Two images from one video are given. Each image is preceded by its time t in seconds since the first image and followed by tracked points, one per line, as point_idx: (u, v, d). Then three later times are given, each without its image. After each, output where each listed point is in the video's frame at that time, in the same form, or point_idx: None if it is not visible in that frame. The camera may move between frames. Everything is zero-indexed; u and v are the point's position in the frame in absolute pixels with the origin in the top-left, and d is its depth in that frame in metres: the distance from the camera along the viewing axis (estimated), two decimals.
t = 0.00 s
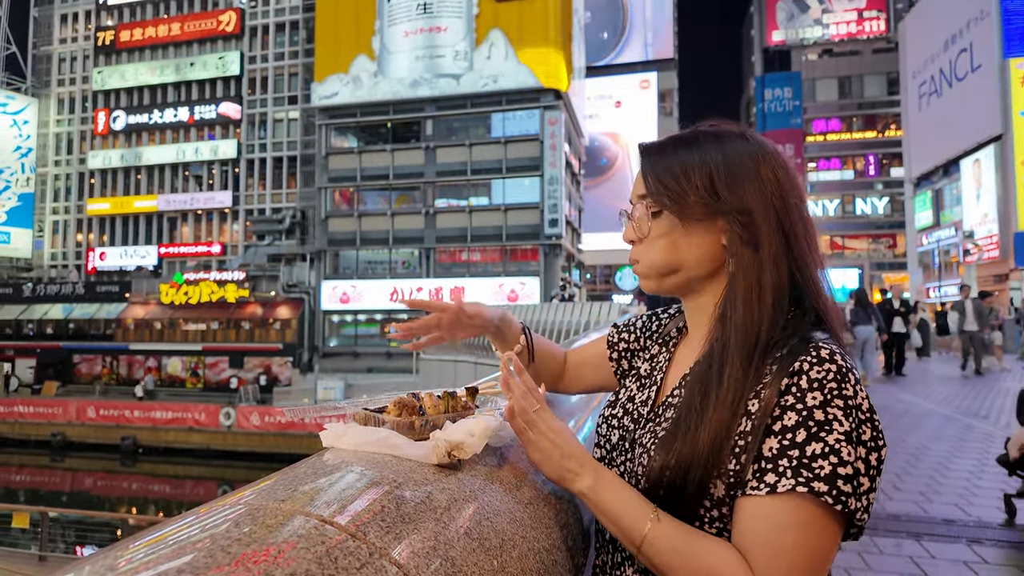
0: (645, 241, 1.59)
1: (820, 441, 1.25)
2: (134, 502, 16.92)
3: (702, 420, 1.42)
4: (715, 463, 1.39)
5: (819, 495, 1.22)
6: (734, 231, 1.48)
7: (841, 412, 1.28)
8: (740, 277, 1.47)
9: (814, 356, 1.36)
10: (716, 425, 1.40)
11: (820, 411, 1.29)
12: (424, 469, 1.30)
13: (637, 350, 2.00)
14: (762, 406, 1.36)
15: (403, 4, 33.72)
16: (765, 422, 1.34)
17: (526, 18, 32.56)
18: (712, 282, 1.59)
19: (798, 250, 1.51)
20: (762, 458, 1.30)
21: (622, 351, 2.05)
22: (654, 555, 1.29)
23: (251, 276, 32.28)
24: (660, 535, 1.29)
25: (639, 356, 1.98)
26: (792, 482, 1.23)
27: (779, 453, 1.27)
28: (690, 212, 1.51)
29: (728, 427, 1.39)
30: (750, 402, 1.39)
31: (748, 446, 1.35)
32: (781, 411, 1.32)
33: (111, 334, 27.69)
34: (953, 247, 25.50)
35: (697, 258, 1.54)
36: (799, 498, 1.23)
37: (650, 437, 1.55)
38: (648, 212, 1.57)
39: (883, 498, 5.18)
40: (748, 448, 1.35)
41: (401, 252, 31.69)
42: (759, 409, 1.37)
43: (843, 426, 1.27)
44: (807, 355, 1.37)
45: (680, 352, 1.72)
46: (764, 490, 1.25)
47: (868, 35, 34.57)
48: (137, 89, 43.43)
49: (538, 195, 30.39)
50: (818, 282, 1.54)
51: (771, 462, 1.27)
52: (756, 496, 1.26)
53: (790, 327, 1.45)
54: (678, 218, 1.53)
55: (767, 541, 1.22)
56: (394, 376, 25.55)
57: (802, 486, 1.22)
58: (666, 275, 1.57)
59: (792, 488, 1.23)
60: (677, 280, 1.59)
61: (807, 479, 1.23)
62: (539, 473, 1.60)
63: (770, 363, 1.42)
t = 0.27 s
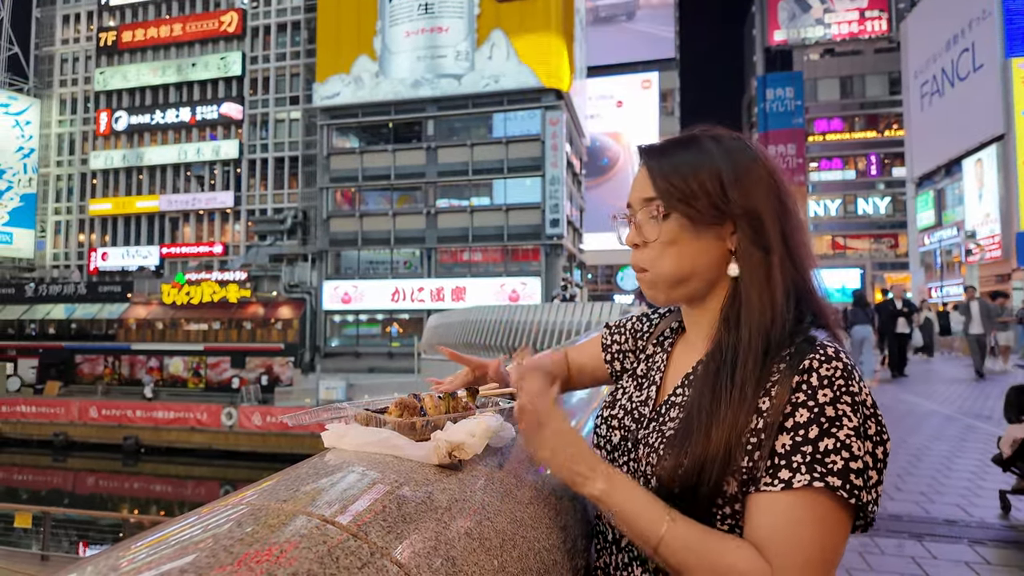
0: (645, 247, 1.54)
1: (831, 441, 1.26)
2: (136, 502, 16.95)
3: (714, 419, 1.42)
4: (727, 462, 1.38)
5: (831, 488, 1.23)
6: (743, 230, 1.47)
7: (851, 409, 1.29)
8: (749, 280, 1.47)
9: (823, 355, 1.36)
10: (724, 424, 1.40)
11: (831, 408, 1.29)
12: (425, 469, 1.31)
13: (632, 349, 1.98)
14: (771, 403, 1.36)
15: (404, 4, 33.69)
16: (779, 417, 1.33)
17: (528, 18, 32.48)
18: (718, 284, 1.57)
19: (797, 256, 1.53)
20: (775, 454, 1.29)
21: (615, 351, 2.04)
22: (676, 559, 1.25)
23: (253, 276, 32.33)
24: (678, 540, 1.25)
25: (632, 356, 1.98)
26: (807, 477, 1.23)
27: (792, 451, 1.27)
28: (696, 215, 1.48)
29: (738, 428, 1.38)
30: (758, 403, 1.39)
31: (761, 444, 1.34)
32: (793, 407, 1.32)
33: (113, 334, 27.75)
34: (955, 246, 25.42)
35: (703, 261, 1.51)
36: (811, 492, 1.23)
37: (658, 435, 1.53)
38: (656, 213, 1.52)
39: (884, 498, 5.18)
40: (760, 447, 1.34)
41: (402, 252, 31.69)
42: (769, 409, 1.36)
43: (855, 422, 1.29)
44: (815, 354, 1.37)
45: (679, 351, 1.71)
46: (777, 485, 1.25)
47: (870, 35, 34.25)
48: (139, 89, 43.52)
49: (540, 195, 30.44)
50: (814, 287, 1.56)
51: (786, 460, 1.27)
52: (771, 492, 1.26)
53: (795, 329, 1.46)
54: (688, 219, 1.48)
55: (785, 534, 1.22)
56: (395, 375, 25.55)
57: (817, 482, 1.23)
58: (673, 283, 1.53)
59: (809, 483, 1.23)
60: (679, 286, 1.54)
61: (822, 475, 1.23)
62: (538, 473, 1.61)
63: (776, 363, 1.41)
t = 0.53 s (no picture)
0: (638, 249, 1.53)
1: (834, 423, 1.27)
2: (137, 501, 16.96)
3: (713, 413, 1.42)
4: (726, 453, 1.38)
5: (835, 472, 1.23)
6: (728, 235, 1.45)
7: (850, 395, 1.31)
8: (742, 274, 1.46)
9: (817, 349, 1.38)
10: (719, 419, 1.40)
11: (831, 394, 1.30)
12: (425, 470, 1.31)
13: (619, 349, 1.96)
14: (776, 391, 1.36)
15: (405, 3, 33.63)
16: (778, 405, 1.33)
17: (529, 19, 32.43)
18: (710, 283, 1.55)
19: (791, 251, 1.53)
20: (775, 439, 1.29)
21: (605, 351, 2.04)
22: (708, 521, 1.16)
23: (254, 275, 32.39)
24: (713, 498, 1.15)
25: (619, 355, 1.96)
26: (810, 460, 1.24)
27: (794, 435, 1.27)
28: (688, 218, 1.48)
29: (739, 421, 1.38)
30: (753, 396, 1.39)
31: (765, 433, 1.32)
32: (795, 394, 1.32)
33: (114, 334, 27.78)
34: (956, 246, 25.36)
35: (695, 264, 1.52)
36: (818, 472, 1.24)
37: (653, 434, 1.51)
38: (647, 218, 1.52)
39: (885, 498, 5.18)
40: (764, 436, 1.32)
41: (403, 252, 31.68)
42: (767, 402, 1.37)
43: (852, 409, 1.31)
44: (811, 350, 1.38)
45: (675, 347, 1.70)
46: (788, 465, 1.25)
47: (872, 34, 34.06)
48: (141, 89, 43.56)
49: (541, 195, 30.44)
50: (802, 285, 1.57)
51: (789, 442, 1.27)
52: (775, 473, 1.26)
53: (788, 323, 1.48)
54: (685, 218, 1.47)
55: (802, 508, 1.21)
56: (396, 375, 25.58)
57: (823, 464, 1.23)
58: (660, 279, 1.54)
59: (811, 464, 1.24)
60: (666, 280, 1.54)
61: (824, 456, 1.24)
62: (541, 471, 1.60)
63: (772, 357, 1.43)
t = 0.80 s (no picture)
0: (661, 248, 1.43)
1: (857, 431, 1.25)
2: (140, 500, 17.00)
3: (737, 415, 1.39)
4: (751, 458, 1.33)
5: (856, 475, 1.23)
6: (756, 240, 1.46)
7: (867, 398, 1.32)
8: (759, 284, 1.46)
9: (839, 360, 1.37)
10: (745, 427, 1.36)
11: (850, 398, 1.31)
12: (427, 474, 1.31)
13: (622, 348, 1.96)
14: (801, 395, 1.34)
15: (406, 3, 33.60)
16: (800, 409, 1.32)
17: (530, 17, 32.35)
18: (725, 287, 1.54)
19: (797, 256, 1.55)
20: (796, 439, 1.28)
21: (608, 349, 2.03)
22: (727, 518, 1.13)
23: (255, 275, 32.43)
24: (735, 492, 1.12)
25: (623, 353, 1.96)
26: (833, 462, 1.23)
27: (815, 437, 1.26)
28: (711, 218, 1.43)
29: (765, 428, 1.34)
30: (777, 402, 1.37)
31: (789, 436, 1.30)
32: (814, 398, 1.32)
33: (116, 334, 27.86)
34: (959, 245, 25.28)
35: (718, 264, 1.47)
36: (841, 476, 1.23)
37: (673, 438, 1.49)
38: (669, 213, 1.43)
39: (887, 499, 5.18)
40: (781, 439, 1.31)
41: (405, 251, 31.70)
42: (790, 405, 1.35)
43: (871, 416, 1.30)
44: (829, 360, 1.38)
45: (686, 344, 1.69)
46: (806, 466, 1.24)
47: (873, 33, 34.39)
48: (142, 89, 43.63)
49: (542, 194, 30.43)
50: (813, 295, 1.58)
51: (808, 443, 1.26)
52: (796, 475, 1.24)
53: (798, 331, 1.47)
54: (704, 218, 1.42)
55: (824, 507, 1.20)
56: (397, 374, 25.61)
57: (844, 468, 1.22)
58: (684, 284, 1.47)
59: (835, 466, 1.23)
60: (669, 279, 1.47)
61: (849, 458, 1.23)
62: (545, 476, 1.59)
63: (793, 364, 1.41)
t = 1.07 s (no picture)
0: (705, 246, 1.48)
1: (904, 403, 1.29)
2: (140, 500, 17.02)
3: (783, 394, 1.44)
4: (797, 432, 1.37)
5: (900, 451, 1.26)
6: (802, 235, 1.53)
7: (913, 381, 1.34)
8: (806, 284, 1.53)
9: (888, 352, 1.40)
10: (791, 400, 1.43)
11: (895, 377, 1.34)
12: (424, 481, 1.29)
13: (643, 353, 1.96)
14: (845, 380, 1.38)
15: (407, 3, 33.59)
16: (845, 389, 1.36)
17: (531, 17, 32.30)
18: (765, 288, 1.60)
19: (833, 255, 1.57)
20: (843, 412, 1.33)
21: (624, 353, 2.02)
22: (766, 462, 1.21)
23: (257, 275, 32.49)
24: (779, 444, 1.21)
25: (644, 357, 1.96)
26: (879, 433, 1.26)
27: (858, 412, 1.30)
28: (756, 208, 1.48)
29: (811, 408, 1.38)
30: (821, 388, 1.42)
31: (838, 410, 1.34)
32: (860, 377, 1.35)
33: (118, 333, 27.89)
34: (961, 245, 25.23)
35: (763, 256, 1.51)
36: (891, 453, 1.25)
37: (722, 435, 1.47)
38: (709, 210, 1.49)
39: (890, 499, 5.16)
40: (826, 421, 1.35)
41: (406, 251, 31.72)
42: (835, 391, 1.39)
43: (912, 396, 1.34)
44: (875, 350, 1.41)
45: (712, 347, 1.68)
46: (859, 436, 1.27)
47: (875, 32, 34.31)
48: (144, 89, 43.65)
49: (543, 194, 30.40)
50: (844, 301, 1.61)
51: (854, 418, 1.30)
52: (842, 443, 1.28)
53: (836, 327, 1.49)
54: (753, 213, 1.48)
55: (872, 478, 1.23)
56: (398, 375, 25.60)
57: (891, 441, 1.25)
58: (732, 280, 1.51)
59: (882, 439, 1.26)
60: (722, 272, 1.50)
61: (895, 432, 1.26)
62: (546, 486, 1.58)
63: (837, 356, 1.44)
